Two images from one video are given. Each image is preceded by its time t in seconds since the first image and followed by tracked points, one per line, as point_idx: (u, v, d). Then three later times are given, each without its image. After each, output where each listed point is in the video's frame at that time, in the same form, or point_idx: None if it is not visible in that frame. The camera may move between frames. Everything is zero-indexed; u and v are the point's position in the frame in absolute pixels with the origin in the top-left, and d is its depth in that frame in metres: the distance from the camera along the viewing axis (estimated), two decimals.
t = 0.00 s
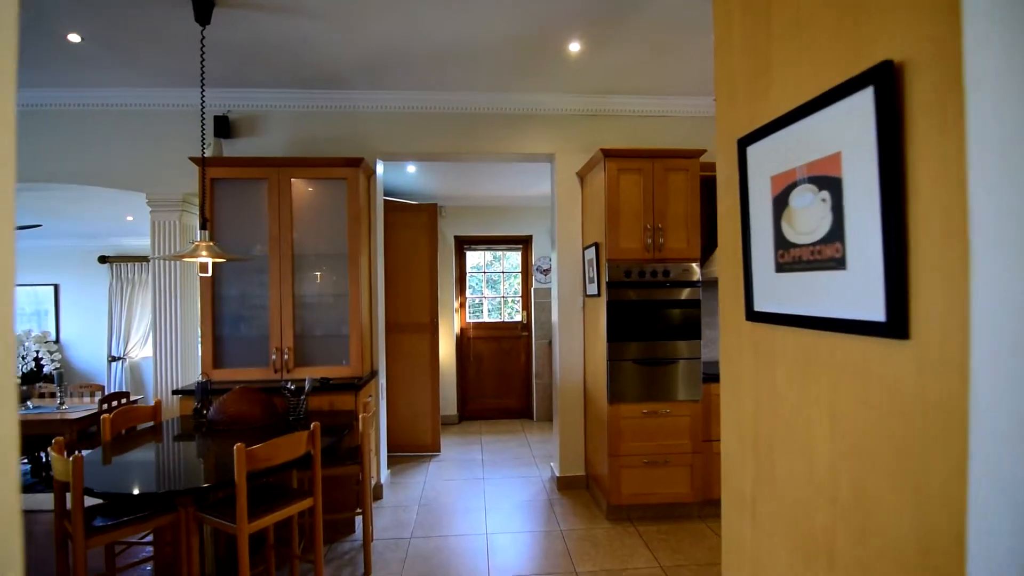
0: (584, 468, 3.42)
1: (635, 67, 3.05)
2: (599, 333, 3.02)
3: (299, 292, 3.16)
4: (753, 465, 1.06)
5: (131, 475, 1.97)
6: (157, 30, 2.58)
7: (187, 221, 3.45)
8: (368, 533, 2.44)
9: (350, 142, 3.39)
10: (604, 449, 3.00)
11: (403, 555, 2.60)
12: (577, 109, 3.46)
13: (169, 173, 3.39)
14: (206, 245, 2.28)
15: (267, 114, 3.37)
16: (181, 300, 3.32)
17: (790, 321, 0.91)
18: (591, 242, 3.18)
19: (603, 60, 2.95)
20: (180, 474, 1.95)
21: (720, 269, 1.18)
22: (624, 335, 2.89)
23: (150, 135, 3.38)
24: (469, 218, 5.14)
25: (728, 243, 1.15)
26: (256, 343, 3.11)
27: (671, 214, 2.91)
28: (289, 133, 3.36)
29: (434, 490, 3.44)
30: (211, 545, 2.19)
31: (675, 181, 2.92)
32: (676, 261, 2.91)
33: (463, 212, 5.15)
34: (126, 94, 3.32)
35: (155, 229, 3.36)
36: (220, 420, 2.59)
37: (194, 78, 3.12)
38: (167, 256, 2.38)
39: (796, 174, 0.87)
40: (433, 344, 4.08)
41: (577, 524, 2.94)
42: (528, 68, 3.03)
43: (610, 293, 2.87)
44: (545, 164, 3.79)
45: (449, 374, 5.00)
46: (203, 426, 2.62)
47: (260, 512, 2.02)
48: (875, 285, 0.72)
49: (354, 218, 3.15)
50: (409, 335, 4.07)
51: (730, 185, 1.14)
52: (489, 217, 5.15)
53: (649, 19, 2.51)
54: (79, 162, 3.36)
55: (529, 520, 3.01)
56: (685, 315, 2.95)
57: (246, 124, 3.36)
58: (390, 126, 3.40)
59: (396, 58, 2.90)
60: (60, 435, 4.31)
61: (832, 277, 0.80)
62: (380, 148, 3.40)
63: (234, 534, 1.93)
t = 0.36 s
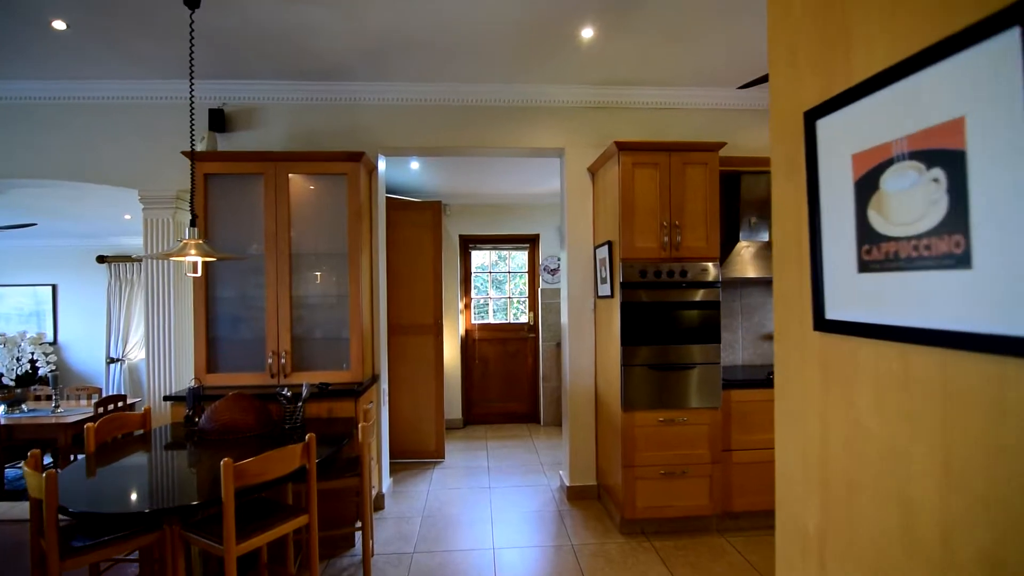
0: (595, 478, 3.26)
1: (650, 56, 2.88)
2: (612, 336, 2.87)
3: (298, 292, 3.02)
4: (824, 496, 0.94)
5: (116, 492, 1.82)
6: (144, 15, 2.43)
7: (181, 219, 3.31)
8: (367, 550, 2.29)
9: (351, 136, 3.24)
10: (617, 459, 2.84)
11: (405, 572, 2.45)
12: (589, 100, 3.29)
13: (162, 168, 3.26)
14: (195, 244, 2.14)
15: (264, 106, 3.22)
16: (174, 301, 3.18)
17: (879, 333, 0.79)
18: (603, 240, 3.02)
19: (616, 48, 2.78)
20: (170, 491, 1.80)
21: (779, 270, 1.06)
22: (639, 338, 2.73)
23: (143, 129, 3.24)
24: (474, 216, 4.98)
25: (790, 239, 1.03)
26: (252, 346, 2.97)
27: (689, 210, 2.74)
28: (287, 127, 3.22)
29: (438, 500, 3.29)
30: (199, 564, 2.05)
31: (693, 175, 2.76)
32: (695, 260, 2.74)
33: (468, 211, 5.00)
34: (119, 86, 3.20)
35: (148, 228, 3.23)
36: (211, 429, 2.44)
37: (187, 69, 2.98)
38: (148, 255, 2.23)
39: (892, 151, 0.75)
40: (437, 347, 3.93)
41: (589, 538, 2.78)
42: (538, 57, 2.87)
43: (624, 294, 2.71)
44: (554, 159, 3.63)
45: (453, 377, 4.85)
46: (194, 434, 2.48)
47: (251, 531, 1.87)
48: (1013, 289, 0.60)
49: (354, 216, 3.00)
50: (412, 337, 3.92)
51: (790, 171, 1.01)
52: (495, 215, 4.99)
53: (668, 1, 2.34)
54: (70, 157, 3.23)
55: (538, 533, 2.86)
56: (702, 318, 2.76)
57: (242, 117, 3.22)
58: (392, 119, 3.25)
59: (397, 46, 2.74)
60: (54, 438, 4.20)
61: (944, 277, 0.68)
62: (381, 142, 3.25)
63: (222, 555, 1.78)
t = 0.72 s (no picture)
0: (606, 486, 3.12)
1: (664, 43, 2.72)
2: (625, 339, 2.72)
3: (295, 292, 2.89)
4: (915, 533, 0.80)
5: (99, 506, 1.69)
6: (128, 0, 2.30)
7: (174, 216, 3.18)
8: (365, 567, 2.15)
9: (351, 129, 3.10)
10: (630, 468, 2.69)
11: None
12: (600, 92, 3.15)
13: (155, 164, 3.14)
14: (180, 240, 2.01)
15: (260, 98, 3.10)
16: (167, 301, 3.06)
17: (989, 343, 0.68)
18: (614, 237, 2.87)
19: (629, 34, 2.63)
20: (160, 506, 1.68)
21: (844, 265, 0.95)
22: (653, 341, 2.58)
23: (135, 123, 3.13)
24: (479, 214, 4.84)
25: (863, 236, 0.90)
26: (247, 348, 2.84)
27: (706, 205, 2.59)
28: (284, 119, 3.09)
29: (441, 510, 3.15)
30: None
31: (711, 169, 2.60)
32: (712, 259, 2.59)
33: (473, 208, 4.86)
34: (109, 78, 3.08)
35: (140, 225, 3.11)
36: (200, 438, 2.30)
37: (178, 59, 2.85)
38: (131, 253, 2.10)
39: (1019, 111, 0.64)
40: (441, 349, 3.80)
41: (600, 552, 2.63)
42: (545, 45, 2.72)
43: (638, 294, 2.56)
44: (562, 154, 3.48)
45: (457, 379, 4.71)
46: (184, 442, 2.35)
47: (239, 549, 1.73)
48: None
49: (353, 213, 2.87)
50: (415, 339, 3.78)
51: (866, 147, 0.89)
52: (501, 213, 4.85)
53: None
54: (60, 151, 3.12)
55: (546, 545, 2.71)
56: (719, 319, 2.62)
57: (238, 110, 3.10)
58: (393, 112, 3.11)
59: (397, 33, 2.59)
60: (48, 442, 4.09)
61: None
62: (382, 135, 3.11)
63: None
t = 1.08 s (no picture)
0: (617, 496, 2.95)
1: (680, 27, 2.55)
2: (638, 341, 2.55)
3: (289, 292, 2.74)
4: None
5: (72, 527, 1.54)
6: None
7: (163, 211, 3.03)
8: None
9: (349, 120, 2.95)
10: (644, 479, 2.53)
11: None
12: (611, 80, 2.98)
13: (144, 156, 3.00)
14: (161, 235, 1.86)
15: (253, 87, 2.95)
16: (155, 301, 2.91)
17: None
18: (626, 234, 2.71)
19: (643, 17, 2.46)
20: (142, 528, 1.52)
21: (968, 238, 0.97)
22: (669, 344, 2.42)
23: (124, 113, 2.99)
24: (483, 211, 4.68)
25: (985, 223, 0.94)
26: (239, 350, 2.69)
27: (726, 199, 2.42)
28: (278, 109, 2.95)
29: (444, 521, 2.99)
30: None
31: (731, 160, 2.43)
32: (732, 256, 2.42)
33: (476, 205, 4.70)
34: (95, 67, 2.93)
35: (128, 220, 2.96)
36: (184, 448, 2.14)
37: (166, 45, 2.70)
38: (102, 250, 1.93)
39: None
40: (443, 351, 3.64)
41: (612, 568, 2.47)
42: (554, 29, 2.55)
43: (654, 294, 2.40)
44: (570, 146, 3.32)
45: (460, 382, 4.56)
46: (168, 451, 2.20)
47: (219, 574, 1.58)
48: None
49: (351, 208, 2.71)
50: (416, 341, 3.62)
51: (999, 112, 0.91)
52: (505, 210, 4.69)
53: None
54: (43, 144, 2.97)
55: (555, 560, 2.56)
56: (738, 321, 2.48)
57: (230, 99, 2.95)
58: (393, 101, 2.96)
59: (395, 16, 2.43)
60: (38, 446, 3.95)
61: None
62: (381, 126, 2.96)
63: None
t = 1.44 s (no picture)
0: (629, 509, 2.78)
1: (699, 9, 2.37)
2: (654, 345, 2.37)
3: (280, 292, 2.57)
4: None
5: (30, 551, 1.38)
6: None
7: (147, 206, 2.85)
8: None
9: (344, 110, 2.78)
10: (660, 493, 2.35)
11: None
12: (623, 67, 2.80)
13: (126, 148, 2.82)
14: (133, 229, 1.69)
15: (243, 74, 2.78)
16: (139, 302, 2.75)
17: None
18: (640, 230, 2.53)
19: None
20: (127, 550, 1.37)
21: None
22: (686, 347, 2.26)
23: (105, 102, 2.81)
24: (485, 208, 4.50)
25: None
26: (227, 354, 2.53)
27: (750, 191, 2.23)
28: (269, 98, 2.78)
29: (446, 535, 2.82)
30: None
31: (755, 149, 2.25)
32: (755, 253, 2.24)
33: (478, 202, 4.52)
34: (76, 53, 2.76)
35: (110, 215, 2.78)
36: (162, 462, 1.95)
37: (148, 29, 2.53)
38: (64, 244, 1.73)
39: None
40: (444, 354, 3.46)
41: None
42: (563, 11, 2.37)
43: (671, 294, 2.22)
44: (579, 138, 3.15)
45: (462, 385, 4.39)
46: (147, 465, 2.03)
47: None
48: None
49: (345, 203, 2.54)
50: (416, 343, 3.45)
51: None
52: (508, 207, 4.51)
53: None
54: (20, 134, 2.80)
55: None
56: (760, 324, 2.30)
57: (218, 87, 2.78)
58: (391, 90, 2.79)
59: None
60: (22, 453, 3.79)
61: None
62: (377, 116, 2.79)
63: None
